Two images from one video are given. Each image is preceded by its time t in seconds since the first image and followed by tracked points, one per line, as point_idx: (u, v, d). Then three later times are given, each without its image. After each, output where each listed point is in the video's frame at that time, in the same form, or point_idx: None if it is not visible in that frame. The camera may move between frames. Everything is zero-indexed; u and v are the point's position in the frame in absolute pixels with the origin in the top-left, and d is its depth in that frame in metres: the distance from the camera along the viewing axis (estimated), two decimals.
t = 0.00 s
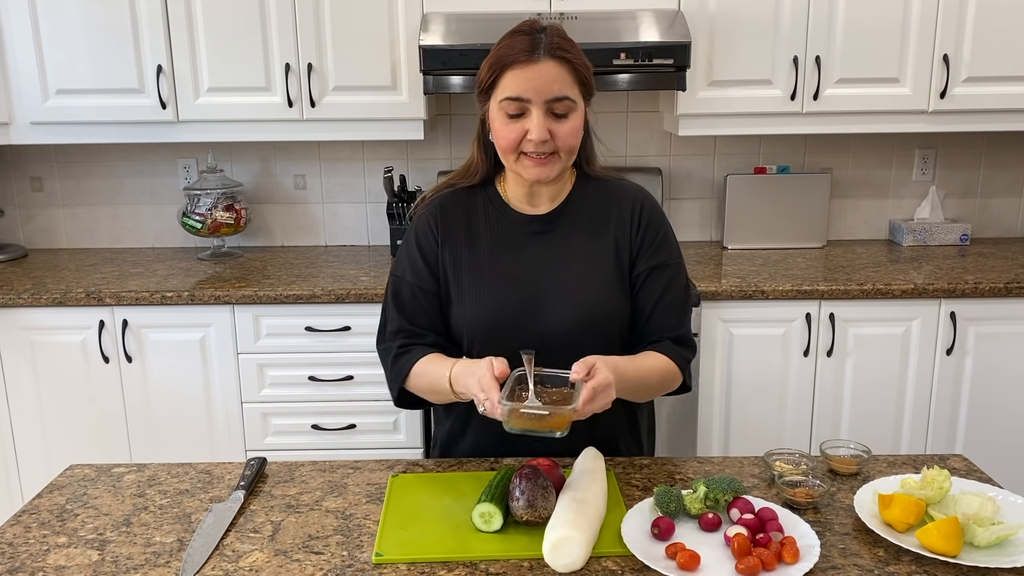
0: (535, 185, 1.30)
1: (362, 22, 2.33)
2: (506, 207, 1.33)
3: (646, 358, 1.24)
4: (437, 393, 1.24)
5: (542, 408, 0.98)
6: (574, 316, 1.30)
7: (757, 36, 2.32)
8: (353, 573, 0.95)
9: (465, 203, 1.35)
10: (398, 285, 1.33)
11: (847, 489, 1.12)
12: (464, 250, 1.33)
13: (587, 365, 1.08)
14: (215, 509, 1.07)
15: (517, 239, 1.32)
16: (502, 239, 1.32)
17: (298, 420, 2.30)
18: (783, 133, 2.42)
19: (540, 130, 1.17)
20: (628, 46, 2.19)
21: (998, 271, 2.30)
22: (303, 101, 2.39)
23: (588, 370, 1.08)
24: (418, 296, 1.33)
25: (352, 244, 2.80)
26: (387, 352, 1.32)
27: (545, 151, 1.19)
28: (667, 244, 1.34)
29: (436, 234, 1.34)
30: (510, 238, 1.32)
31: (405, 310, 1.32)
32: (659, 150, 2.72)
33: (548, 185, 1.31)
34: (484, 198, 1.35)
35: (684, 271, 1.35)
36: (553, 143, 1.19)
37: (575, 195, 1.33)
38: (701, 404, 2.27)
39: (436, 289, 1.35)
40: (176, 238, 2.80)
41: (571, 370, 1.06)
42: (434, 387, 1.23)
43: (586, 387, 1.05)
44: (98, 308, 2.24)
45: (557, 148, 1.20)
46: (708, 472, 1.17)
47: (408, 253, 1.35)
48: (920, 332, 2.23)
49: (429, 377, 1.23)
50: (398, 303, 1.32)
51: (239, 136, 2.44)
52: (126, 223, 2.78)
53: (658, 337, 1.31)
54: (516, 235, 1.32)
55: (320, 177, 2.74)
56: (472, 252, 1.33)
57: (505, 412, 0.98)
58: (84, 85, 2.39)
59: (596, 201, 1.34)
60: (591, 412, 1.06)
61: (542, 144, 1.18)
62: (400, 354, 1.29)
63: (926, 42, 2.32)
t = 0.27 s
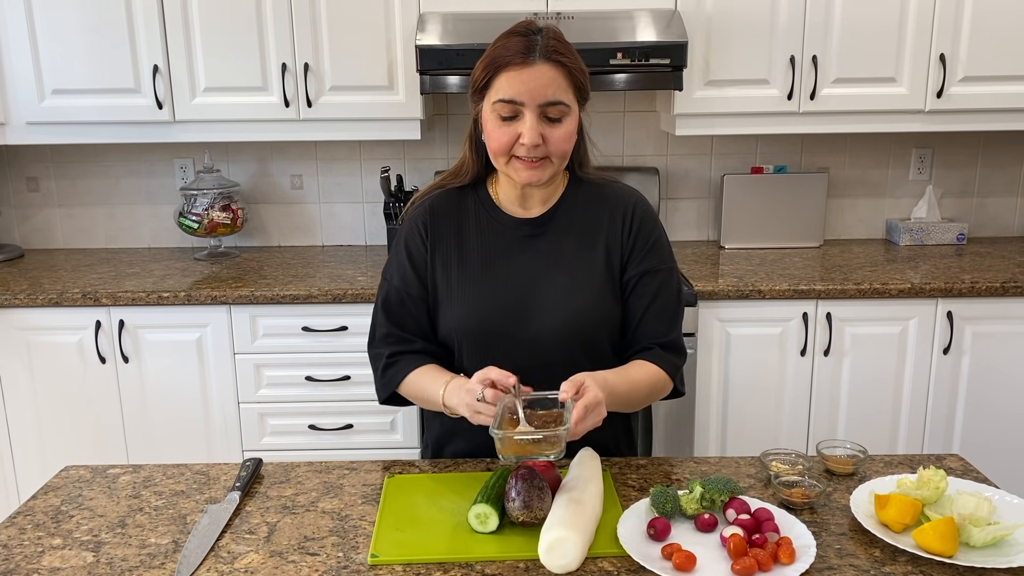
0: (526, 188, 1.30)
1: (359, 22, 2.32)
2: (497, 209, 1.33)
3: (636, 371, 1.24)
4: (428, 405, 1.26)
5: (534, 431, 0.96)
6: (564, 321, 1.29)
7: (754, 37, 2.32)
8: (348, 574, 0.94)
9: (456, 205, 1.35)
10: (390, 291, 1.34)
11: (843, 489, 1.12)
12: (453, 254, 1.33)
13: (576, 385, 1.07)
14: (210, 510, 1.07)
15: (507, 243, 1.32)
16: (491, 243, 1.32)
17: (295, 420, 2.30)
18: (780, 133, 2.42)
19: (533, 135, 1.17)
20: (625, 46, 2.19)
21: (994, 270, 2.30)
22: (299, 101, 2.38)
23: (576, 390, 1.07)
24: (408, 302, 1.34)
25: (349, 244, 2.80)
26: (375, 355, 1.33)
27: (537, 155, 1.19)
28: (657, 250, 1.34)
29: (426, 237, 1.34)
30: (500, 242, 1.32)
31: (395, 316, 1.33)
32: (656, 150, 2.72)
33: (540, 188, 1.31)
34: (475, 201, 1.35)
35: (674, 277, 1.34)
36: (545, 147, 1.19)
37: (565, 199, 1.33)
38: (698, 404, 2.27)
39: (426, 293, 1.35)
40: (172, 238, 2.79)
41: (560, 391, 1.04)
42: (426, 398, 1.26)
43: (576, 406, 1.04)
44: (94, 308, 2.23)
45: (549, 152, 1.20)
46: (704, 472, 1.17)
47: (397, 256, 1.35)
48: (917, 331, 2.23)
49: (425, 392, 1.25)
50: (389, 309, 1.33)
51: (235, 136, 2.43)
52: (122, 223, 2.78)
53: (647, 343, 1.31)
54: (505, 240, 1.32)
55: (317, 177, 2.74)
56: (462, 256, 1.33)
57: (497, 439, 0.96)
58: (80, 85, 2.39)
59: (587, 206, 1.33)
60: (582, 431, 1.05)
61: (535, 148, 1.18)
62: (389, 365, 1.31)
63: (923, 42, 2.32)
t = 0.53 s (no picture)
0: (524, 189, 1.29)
1: (357, 21, 2.32)
2: (494, 210, 1.32)
3: (635, 379, 1.21)
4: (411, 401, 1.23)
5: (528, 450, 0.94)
6: (561, 323, 1.29)
7: (754, 35, 2.32)
8: None
9: (454, 205, 1.34)
10: (386, 289, 1.33)
11: (846, 490, 1.11)
12: (450, 254, 1.32)
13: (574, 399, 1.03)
14: (209, 511, 1.06)
15: (504, 243, 1.31)
16: (489, 244, 1.31)
17: (294, 420, 2.29)
18: (780, 132, 2.42)
19: (531, 136, 1.17)
20: (624, 45, 2.18)
21: (995, 269, 2.30)
22: (298, 100, 2.37)
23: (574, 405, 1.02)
24: (405, 300, 1.32)
25: (348, 243, 2.79)
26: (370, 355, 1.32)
27: (536, 156, 1.19)
28: (657, 250, 1.33)
29: (422, 236, 1.33)
30: (498, 243, 1.31)
31: (391, 314, 1.32)
32: (656, 149, 2.71)
33: (538, 189, 1.30)
34: (472, 200, 1.34)
35: (673, 277, 1.33)
36: (543, 148, 1.18)
37: (564, 200, 1.32)
38: (698, 403, 2.27)
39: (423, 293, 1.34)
40: (170, 238, 2.78)
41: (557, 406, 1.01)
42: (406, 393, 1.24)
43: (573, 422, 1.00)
44: (92, 308, 2.22)
45: (548, 153, 1.19)
46: (706, 473, 1.16)
47: (393, 254, 1.34)
48: (917, 330, 2.22)
49: (410, 387, 1.23)
50: (385, 306, 1.32)
51: (233, 135, 2.42)
52: (120, 223, 2.77)
53: (645, 345, 1.30)
54: (503, 240, 1.31)
55: (315, 177, 2.73)
56: (458, 256, 1.32)
57: (491, 458, 0.94)
58: (78, 84, 2.38)
59: (585, 206, 1.32)
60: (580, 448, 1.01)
61: (533, 149, 1.18)
62: (382, 360, 1.30)
63: (923, 40, 2.32)
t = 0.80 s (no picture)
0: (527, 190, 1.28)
1: (358, 21, 2.31)
2: (496, 212, 1.31)
3: (642, 385, 1.19)
4: (383, 383, 1.21)
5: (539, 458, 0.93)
6: (564, 325, 1.28)
7: (755, 35, 2.31)
8: None
9: (453, 207, 1.33)
10: (376, 285, 1.31)
11: (852, 491, 1.11)
12: (449, 254, 1.31)
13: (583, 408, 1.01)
14: (212, 512, 1.06)
15: (504, 245, 1.30)
16: (491, 246, 1.31)
17: (294, 421, 2.29)
18: (781, 132, 2.41)
19: (536, 135, 1.16)
20: (625, 45, 2.18)
21: (995, 269, 2.30)
22: (298, 99, 2.37)
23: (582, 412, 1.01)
24: (394, 297, 1.30)
25: (347, 243, 2.78)
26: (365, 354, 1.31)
27: (540, 156, 1.18)
28: (658, 251, 1.32)
29: (420, 236, 1.33)
30: (500, 245, 1.30)
31: (376, 309, 1.30)
32: (656, 148, 2.70)
33: (541, 190, 1.29)
34: (472, 200, 1.34)
35: (675, 278, 1.32)
36: (548, 149, 1.18)
37: (565, 201, 1.31)
38: (699, 403, 2.26)
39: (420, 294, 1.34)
40: (169, 237, 2.77)
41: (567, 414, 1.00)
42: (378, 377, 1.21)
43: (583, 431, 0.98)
44: (91, 308, 2.21)
45: (552, 153, 1.19)
46: (711, 474, 1.16)
47: (390, 253, 1.33)
48: (918, 330, 2.22)
49: (381, 371, 1.20)
50: (371, 300, 1.30)
51: (233, 135, 2.41)
52: (119, 222, 2.76)
53: (648, 346, 1.28)
54: (503, 240, 1.30)
55: (315, 176, 2.72)
56: (458, 257, 1.31)
57: (500, 467, 0.93)
58: (77, 84, 2.37)
59: (585, 207, 1.32)
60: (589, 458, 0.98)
61: (537, 149, 1.17)
62: (359, 348, 1.26)
63: (924, 40, 2.32)
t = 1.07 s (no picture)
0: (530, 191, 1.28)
1: (358, 20, 2.30)
2: (499, 214, 1.31)
3: (647, 390, 1.18)
4: (385, 387, 1.21)
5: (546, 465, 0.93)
6: (567, 329, 1.28)
7: (757, 35, 2.31)
8: None
9: (455, 211, 1.32)
10: (376, 290, 1.30)
11: (858, 493, 1.10)
12: (451, 257, 1.31)
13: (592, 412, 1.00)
14: (214, 515, 1.05)
15: (507, 248, 1.30)
16: (494, 249, 1.30)
17: (294, 421, 2.28)
18: (782, 131, 2.41)
19: (540, 133, 1.15)
20: (626, 44, 2.17)
21: (997, 270, 2.30)
22: (298, 98, 2.36)
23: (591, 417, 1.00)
24: (394, 301, 1.29)
25: (347, 243, 2.77)
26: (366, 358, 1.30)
27: (543, 155, 1.17)
28: (661, 253, 1.31)
29: (421, 239, 1.32)
30: (503, 249, 1.30)
31: (375, 312, 1.29)
32: (657, 148, 2.70)
33: (544, 191, 1.28)
34: (473, 203, 1.33)
35: (679, 280, 1.31)
36: (551, 147, 1.17)
37: (568, 203, 1.31)
38: (700, 404, 2.26)
39: (422, 299, 1.33)
40: (168, 237, 2.76)
41: (575, 420, 0.99)
42: (380, 381, 1.21)
43: (591, 436, 0.97)
44: (90, 307, 2.20)
45: (555, 152, 1.18)
46: (716, 476, 1.15)
47: (391, 256, 1.32)
48: (920, 330, 2.22)
49: (383, 374, 1.20)
50: (370, 305, 1.29)
51: (232, 134, 2.40)
52: (118, 222, 2.75)
53: (652, 349, 1.27)
54: (505, 243, 1.30)
55: (315, 175, 2.71)
56: (460, 260, 1.30)
57: (507, 472, 0.93)
58: (75, 82, 2.35)
59: (588, 209, 1.31)
60: (597, 464, 0.98)
61: (541, 147, 1.16)
62: (359, 351, 1.26)
63: (926, 40, 2.31)
